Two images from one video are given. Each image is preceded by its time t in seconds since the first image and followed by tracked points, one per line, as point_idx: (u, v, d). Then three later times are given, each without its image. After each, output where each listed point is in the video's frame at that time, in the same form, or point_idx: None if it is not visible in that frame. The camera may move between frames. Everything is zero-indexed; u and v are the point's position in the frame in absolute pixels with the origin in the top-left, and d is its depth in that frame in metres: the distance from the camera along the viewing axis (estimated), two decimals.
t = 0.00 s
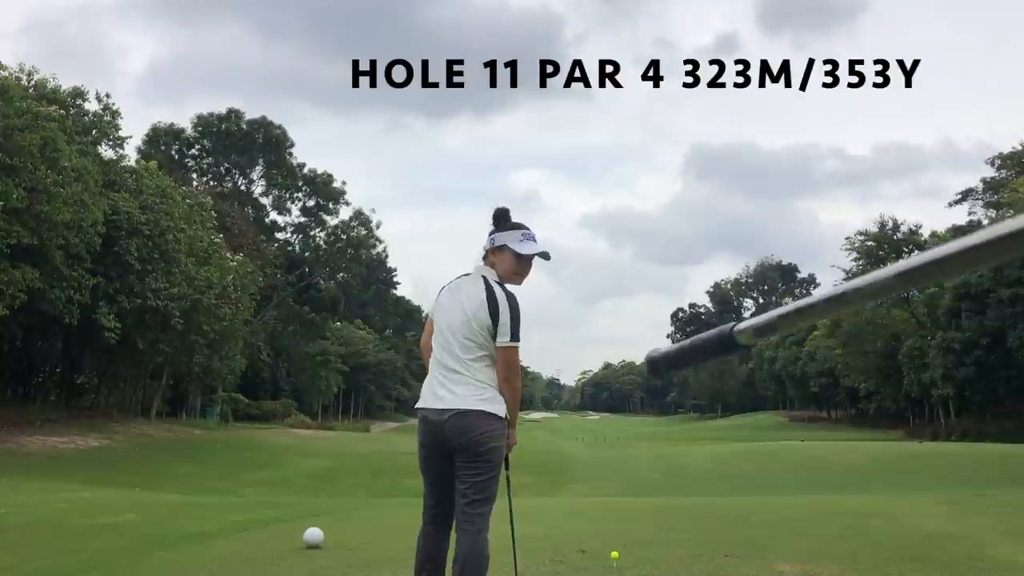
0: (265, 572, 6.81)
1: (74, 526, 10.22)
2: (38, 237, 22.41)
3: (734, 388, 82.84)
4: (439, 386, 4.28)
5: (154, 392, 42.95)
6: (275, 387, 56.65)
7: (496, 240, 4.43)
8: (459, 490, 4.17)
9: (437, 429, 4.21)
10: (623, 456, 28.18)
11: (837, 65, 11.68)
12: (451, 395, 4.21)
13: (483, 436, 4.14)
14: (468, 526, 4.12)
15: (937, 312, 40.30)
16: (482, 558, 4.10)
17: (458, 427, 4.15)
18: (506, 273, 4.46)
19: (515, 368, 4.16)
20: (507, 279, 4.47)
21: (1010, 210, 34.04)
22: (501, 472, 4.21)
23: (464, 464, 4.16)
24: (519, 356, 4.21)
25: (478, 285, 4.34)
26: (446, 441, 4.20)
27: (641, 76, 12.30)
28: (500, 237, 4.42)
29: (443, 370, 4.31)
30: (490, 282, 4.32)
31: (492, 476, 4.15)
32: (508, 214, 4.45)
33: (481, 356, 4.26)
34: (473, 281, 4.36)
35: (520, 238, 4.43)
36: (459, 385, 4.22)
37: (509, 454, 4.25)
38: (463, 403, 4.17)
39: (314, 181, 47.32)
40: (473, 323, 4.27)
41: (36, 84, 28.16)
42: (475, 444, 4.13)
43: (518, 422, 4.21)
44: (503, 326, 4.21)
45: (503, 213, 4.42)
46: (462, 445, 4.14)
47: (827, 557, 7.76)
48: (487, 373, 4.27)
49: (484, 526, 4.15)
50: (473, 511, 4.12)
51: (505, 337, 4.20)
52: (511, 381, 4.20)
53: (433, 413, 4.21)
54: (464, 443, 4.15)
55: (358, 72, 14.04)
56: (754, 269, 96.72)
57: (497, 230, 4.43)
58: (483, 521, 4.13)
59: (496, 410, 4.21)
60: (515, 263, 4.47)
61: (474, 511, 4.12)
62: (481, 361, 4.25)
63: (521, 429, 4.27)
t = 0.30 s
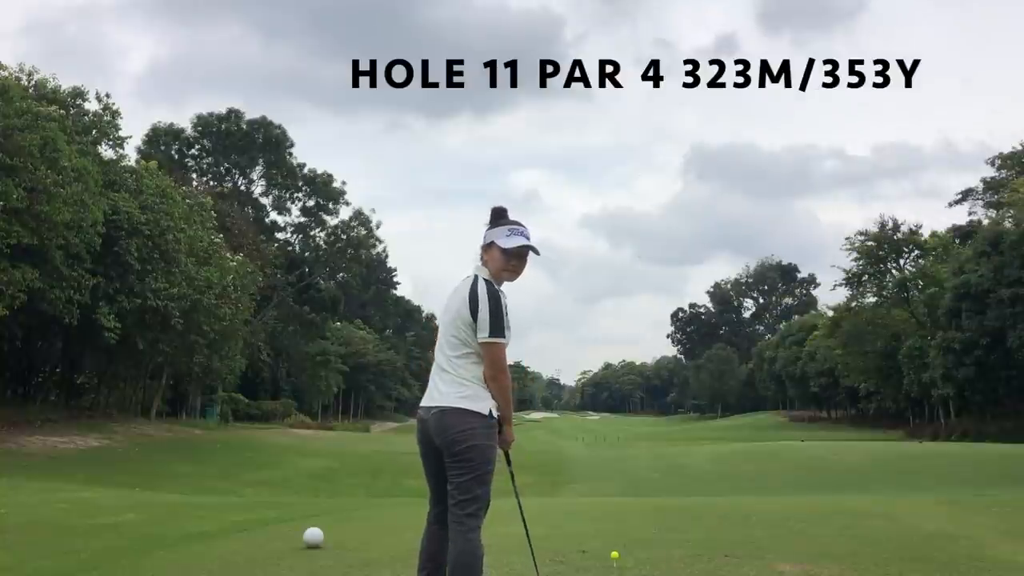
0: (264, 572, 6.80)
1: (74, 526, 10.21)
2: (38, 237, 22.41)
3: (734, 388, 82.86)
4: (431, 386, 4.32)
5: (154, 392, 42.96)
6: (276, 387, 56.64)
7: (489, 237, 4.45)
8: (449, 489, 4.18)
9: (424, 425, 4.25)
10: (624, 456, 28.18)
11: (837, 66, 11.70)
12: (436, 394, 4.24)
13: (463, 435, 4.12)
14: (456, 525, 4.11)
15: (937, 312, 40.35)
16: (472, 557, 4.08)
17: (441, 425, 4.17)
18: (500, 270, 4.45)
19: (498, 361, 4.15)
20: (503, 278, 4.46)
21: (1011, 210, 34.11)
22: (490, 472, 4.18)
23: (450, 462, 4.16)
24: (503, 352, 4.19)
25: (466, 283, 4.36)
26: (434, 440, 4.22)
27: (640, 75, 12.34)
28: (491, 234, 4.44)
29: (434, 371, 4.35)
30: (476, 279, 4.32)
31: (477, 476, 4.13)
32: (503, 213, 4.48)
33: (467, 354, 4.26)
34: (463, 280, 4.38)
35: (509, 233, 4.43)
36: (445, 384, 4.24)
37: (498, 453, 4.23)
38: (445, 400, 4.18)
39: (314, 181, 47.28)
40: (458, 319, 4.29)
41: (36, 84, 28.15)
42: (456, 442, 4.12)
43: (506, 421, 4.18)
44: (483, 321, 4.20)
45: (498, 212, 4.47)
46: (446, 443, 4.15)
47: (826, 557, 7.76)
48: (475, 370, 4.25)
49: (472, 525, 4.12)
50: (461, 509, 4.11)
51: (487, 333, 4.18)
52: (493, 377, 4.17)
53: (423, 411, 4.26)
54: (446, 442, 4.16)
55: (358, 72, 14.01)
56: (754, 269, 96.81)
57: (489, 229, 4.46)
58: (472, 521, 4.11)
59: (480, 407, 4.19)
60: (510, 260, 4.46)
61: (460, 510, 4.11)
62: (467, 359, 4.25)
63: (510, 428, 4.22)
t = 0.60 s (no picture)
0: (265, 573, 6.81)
1: (74, 526, 10.21)
2: (38, 237, 22.41)
3: (734, 388, 82.88)
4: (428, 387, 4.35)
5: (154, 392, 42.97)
6: (275, 387, 56.65)
7: (490, 238, 4.46)
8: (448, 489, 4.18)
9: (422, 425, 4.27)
10: (624, 456, 28.18)
11: (837, 66, 11.74)
12: (434, 394, 4.25)
13: (461, 435, 4.13)
14: (454, 526, 4.12)
15: (937, 312, 40.38)
16: (473, 557, 4.09)
17: (438, 425, 4.18)
18: (501, 271, 4.46)
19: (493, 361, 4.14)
20: (502, 278, 4.47)
21: (1011, 210, 34.15)
22: (488, 471, 4.18)
23: (449, 462, 4.17)
24: (501, 352, 4.20)
25: (465, 283, 4.36)
26: (433, 440, 4.23)
27: (641, 75, 12.33)
28: (492, 235, 4.45)
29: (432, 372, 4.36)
30: (476, 279, 4.32)
31: (475, 476, 4.13)
32: (502, 213, 4.48)
33: (464, 355, 4.27)
34: (461, 280, 4.38)
35: (510, 235, 4.44)
36: (442, 384, 4.25)
37: (496, 453, 4.23)
38: (441, 401, 4.20)
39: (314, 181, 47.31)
40: (457, 319, 4.29)
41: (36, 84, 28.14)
42: (454, 443, 4.13)
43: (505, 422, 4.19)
44: (481, 322, 4.20)
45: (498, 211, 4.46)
46: (444, 443, 4.15)
47: (826, 557, 7.76)
48: (473, 372, 4.26)
49: (472, 524, 4.12)
50: (461, 509, 4.12)
51: (484, 335, 4.19)
52: (491, 378, 4.18)
53: (421, 412, 4.29)
54: (444, 442, 4.16)
55: (358, 73, 14.01)
56: (754, 269, 96.88)
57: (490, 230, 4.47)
58: (470, 521, 4.11)
59: (478, 407, 4.19)
60: (511, 260, 4.46)
61: (459, 510, 4.11)
62: (464, 360, 4.26)
63: (507, 428, 4.22)
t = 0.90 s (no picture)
0: (266, 573, 6.80)
1: (74, 526, 10.22)
2: (39, 237, 22.40)
3: (734, 388, 82.90)
4: (431, 386, 4.29)
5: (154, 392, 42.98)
6: (276, 387, 56.66)
7: (506, 242, 4.43)
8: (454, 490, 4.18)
9: (427, 427, 4.23)
10: (624, 456, 28.16)
11: (836, 66, 11.81)
12: (440, 396, 4.21)
13: (471, 439, 4.13)
14: (462, 528, 4.13)
15: (937, 312, 40.41)
16: (480, 559, 4.12)
17: (447, 429, 4.16)
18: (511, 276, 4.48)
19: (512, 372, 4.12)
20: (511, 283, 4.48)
21: (1011, 210, 34.21)
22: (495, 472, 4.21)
23: (455, 464, 4.16)
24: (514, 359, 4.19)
25: (481, 286, 4.32)
26: (437, 442, 4.21)
27: (641, 75, 12.37)
28: (510, 240, 4.42)
29: (435, 371, 4.30)
30: (492, 284, 4.29)
31: (483, 478, 4.15)
32: (521, 218, 4.44)
33: (474, 359, 4.24)
34: (476, 283, 4.34)
35: (528, 244, 4.45)
36: (451, 386, 4.22)
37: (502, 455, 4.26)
38: (451, 405, 4.16)
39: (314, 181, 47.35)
40: (474, 322, 4.25)
41: (36, 84, 28.11)
42: (463, 446, 4.13)
43: (513, 426, 4.20)
44: (500, 328, 4.19)
45: (514, 215, 4.42)
46: (452, 446, 4.14)
47: (826, 557, 7.76)
48: (482, 376, 4.24)
49: (479, 526, 4.15)
50: (470, 513, 4.13)
51: (501, 337, 4.16)
52: (504, 386, 4.14)
53: (424, 412, 4.23)
54: (455, 445, 4.15)
55: (358, 72, 14.01)
56: (755, 269, 96.96)
57: (507, 235, 4.43)
58: (477, 523, 4.13)
59: (490, 411, 4.20)
60: (519, 267, 4.51)
61: (467, 512, 4.12)
62: (474, 364, 4.23)
63: (514, 431, 4.25)
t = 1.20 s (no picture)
0: (265, 573, 6.80)
1: (74, 526, 10.22)
2: (39, 237, 22.41)
3: (734, 388, 82.91)
4: (435, 390, 4.24)
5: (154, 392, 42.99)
6: (275, 387, 56.66)
7: (496, 247, 4.48)
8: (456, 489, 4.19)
9: (432, 430, 4.17)
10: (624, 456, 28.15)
11: (836, 66, 11.85)
12: (451, 399, 4.19)
13: (482, 440, 4.16)
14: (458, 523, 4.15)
15: (937, 312, 40.44)
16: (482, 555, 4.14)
17: (457, 432, 4.14)
18: (501, 279, 4.54)
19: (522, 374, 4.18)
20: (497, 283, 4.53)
21: (1011, 210, 34.24)
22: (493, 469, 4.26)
23: (457, 465, 4.17)
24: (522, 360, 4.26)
25: (484, 292, 4.38)
26: (442, 443, 4.17)
27: (641, 76, 12.41)
28: (499, 246, 4.47)
29: (439, 375, 4.26)
30: (497, 291, 4.36)
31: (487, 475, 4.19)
32: (509, 224, 4.51)
33: (481, 360, 4.27)
34: (481, 289, 4.39)
35: (515, 248, 4.53)
36: (459, 389, 4.21)
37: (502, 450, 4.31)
38: (462, 409, 4.16)
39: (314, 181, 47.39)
40: (484, 326, 4.30)
41: (36, 84, 28.11)
42: (472, 450, 4.14)
43: (514, 425, 4.25)
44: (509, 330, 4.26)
45: (503, 220, 4.48)
46: (458, 447, 4.15)
47: (827, 557, 7.77)
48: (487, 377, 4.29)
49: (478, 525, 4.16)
50: (474, 510, 4.15)
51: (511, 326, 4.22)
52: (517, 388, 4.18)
53: (427, 416, 4.18)
54: (464, 445, 4.15)
55: (358, 72, 14.02)
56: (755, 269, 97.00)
57: (496, 240, 4.48)
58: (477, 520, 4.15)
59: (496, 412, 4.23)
60: (505, 270, 4.58)
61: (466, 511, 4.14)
62: (482, 365, 4.26)
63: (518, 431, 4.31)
